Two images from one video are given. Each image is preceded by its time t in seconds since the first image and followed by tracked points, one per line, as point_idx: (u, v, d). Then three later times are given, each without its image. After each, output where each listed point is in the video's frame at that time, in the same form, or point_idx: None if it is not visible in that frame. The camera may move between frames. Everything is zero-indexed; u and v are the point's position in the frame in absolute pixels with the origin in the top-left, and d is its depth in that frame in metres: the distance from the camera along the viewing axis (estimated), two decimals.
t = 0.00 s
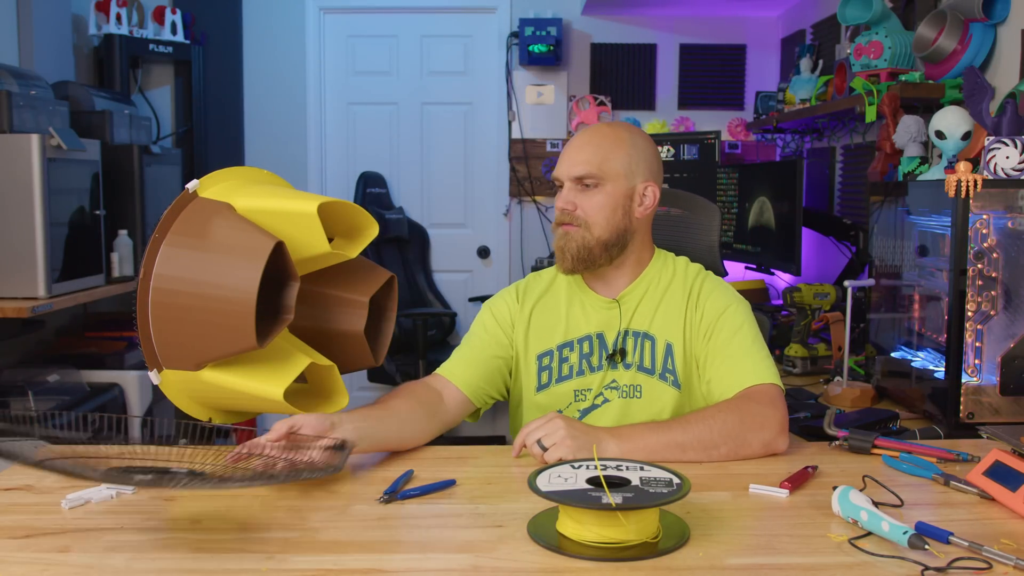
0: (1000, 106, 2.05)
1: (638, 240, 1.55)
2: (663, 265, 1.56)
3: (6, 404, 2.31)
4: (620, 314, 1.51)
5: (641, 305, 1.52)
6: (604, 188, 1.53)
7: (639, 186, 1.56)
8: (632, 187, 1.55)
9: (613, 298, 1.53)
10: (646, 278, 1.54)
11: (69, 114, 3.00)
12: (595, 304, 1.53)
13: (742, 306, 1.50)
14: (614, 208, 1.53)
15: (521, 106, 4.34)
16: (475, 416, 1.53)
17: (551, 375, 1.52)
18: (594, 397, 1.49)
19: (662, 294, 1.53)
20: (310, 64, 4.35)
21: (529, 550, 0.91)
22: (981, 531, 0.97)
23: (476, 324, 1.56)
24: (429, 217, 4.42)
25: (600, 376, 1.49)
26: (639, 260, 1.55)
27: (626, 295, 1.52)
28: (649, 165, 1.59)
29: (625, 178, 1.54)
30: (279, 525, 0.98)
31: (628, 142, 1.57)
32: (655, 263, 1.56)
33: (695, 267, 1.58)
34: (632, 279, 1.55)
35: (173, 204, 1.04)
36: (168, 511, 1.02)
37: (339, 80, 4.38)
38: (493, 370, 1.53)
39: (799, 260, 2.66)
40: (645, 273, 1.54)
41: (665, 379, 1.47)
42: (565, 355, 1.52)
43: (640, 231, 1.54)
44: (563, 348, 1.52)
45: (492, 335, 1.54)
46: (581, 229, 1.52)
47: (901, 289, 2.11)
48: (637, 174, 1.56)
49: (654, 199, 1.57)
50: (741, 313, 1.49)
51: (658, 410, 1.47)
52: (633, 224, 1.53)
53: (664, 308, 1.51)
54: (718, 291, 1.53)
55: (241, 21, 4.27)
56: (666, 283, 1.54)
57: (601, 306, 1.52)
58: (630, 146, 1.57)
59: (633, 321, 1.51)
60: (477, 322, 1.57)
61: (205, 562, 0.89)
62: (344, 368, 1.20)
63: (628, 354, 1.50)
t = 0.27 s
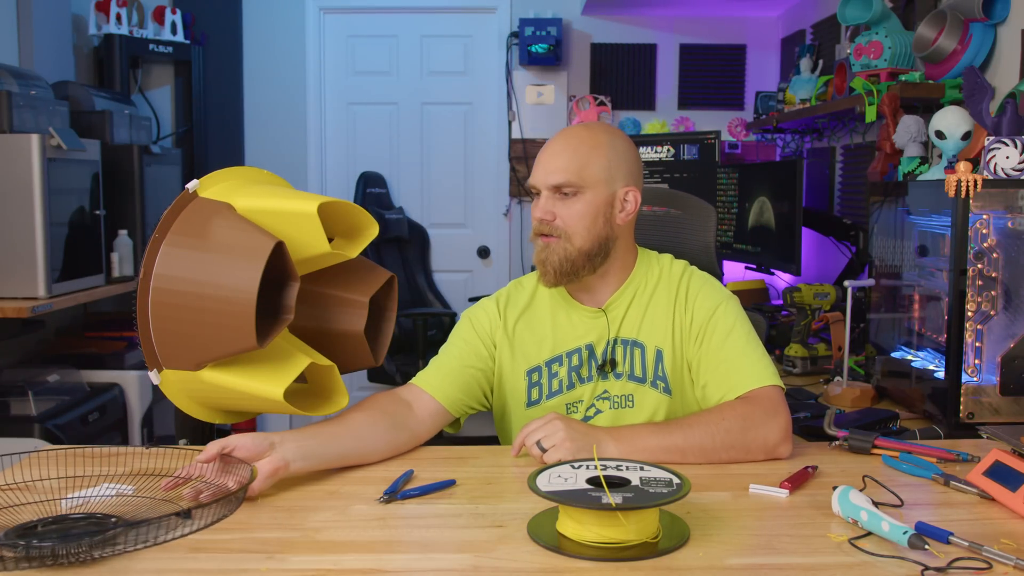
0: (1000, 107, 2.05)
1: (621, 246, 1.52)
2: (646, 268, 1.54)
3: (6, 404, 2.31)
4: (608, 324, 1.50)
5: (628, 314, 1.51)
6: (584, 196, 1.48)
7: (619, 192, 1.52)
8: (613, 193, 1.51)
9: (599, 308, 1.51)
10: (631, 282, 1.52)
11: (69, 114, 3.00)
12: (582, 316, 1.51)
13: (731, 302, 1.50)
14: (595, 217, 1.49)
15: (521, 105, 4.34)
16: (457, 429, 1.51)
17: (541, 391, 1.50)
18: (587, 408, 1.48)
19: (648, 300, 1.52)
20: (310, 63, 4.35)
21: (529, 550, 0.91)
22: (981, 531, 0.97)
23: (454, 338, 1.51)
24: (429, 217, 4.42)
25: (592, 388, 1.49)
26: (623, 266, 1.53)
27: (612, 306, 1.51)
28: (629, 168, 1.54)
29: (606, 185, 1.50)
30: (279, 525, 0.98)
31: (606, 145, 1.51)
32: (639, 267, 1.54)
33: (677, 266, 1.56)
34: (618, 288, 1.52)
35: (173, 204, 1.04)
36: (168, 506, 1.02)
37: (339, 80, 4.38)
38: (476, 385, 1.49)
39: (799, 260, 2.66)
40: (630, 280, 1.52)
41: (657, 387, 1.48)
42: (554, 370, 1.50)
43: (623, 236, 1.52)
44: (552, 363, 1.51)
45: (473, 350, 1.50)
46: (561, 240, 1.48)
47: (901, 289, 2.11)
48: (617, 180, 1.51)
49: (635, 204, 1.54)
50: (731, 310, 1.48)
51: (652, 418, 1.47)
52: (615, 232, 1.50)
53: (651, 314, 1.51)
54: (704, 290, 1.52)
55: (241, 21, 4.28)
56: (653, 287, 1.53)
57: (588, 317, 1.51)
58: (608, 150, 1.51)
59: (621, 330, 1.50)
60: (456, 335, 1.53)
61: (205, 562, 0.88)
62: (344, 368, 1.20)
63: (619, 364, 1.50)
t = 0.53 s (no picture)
0: (1000, 107, 2.05)
1: (615, 252, 1.52)
2: (641, 271, 1.55)
3: (6, 404, 2.31)
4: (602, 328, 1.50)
5: (623, 317, 1.51)
6: (575, 205, 1.48)
7: (611, 199, 1.51)
8: (605, 200, 1.50)
9: (593, 312, 1.51)
10: (627, 286, 1.52)
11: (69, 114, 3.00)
12: (576, 319, 1.51)
13: (728, 303, 1.50)
14: (587, 226, 1.48)
15: (521, 105, 4.34)
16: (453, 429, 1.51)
17: (536, 395, 1.51)
18: (583, 411, 1.49)
19: (643, 303, 1.52)
20: (310, 63, 4.35)
21: (529, 550, 0.91)
22: (981, 531, 0.97)
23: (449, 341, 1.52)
24: (429, 217, 4.42)
25: (587, 391, 1.49)
26: (617, 273, 1.53)
27: (607, 310, 1.51)
28: (621, 174, 1.53)
29: (597, 193, 1.49)
30: (279, 525, 0.98)
31: (599, 151, 1.50)
32: (634, 271, 1.54)
33: (672, 269, 1.56)
34: (613, 292, 1.52)
35: (173, 204, 1.04)
36: (170, 507, 1.02)
37: (339, 80, 4.38)
38: (473, 389, 1.49)
39: (799, 260, 2.66)
40: (625, 284, 1.52)
41: (652, 390, 1.48)
42: (549, 374, 1.50)
43: (616, 243, 1.51)
44: (548, 367, 1.51)
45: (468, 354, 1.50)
46: (555, 250, 1.47)
47: (901, 289, 2.11)
48: (609, 187, 1.50)
49: (628, 209, 1.53)
50: (727, 311, 1.48)
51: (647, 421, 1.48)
52: (607, 240, 1.49)
53: (646, 317, 1.51)
54: (699, 291, 1.52)
55: (241, 21, 4.28)
56: (647, 290, 1.53)
57: (583, 321, 1.51)
58: (601, 156, 1.50)
59: (616, 334, 1.50)
60: (450, 337, 1.53)
61: (205, 562, 0.88)
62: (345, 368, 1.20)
63: (614, 367, 1.50)
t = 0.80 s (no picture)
0: (1000, 107, 2.05)
1: (623, 247, 1.52)
2: (656, 266, 1.54)
3: (6, 404, 2.31)
4: (613, 321, 1.50)
5: (634, 311, 1.51)
6: (577, 201, 1.49)
7: (615, 195, 1.50)
8: (608, 197, 1.49)
9: (605, 304, 1.51)
10: (640, 281, 1.52)
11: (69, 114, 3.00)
12: (587, 311, 1.51)
13: (740, 302, 1.49)
14: (589, 222, 1.48)
15: (521, 105, 4.34)
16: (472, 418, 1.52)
17: (545, 384, 1.51)
18: (589, 403, 1.49)
19: (655, 298, 1.51)
20: (310, 64, 4.35)
21: (529, 550, 0.91)
22: (981, 531, 0.97)
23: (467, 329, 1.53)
24: (429, 217, 4.43)
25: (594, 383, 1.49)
26: (626, 267, 1.53)
27: (619, 302, 1.51)
28: (626, 171, 1.51)
29: (599, 189, 1.49)
30: (279, 525, 0.98)
31: (602, 149, 1.49)
32: (648, 266, 1.54)
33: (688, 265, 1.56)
34: (623, 284, 1.53)
35: (173, 203, 1.04)
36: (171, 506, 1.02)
37: (339, 80, 4.38)
38: (488, 377, 1.51)
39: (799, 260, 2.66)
40: (638, 277, 1.53)
41: (659, 385, 1.48)
42: (559, 363, 1.51)
43: (622, 239, 1.51)
44: (558, 357, 1.51)
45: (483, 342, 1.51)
46: (556, 244, 1.49)
47: (901, 289, 2.11)
48: (612, 183, 1.49)
49: (633, 206, 1.51)
50: (738, 311, 1.47)
51: (652, 415, 1.47)
52: (610, 236, 1.49)
53: (658, 312, 1.51)
54: (713, 289, 1.52)
55: (241, 21, 4.28)
56: (660, 285, 1.52)
57: (594, 313, 1.51)
58: (604, 154, 1.49)
59: (627, 327, 1.50)
60: (465, 327, 1.54)
61: (205, 562, 0.88)
62: (345, 368, 1.20)
63: (622, 360, 1.50)
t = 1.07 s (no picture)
0: (1000, 107, 2.05)
1: (648, 242, 1.55)
2: (670, 263, 1.55)
3: (6, 404, 2.31)
4: (619, 312, 1.52)
5: (641, 304, 1.52)
6: (614, 189, 1.53)
7: (651, 190, 1.55)
8: (644, 191, 1.54)
9: (614, 296, 1.54)
10: (654, 274, 1.54)
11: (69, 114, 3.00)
12: (597, 301, 1.54)
13: (750, 306, 1.47)
14: (622, 211, 1.53)
15: (521, 105, 4.34)
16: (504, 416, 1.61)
17: (552, 371, 1.54)
18: (591, 393, 1.50)
19: (663, 293, 1.52)
20: (310, 64, 4.35)
21: (529, 550, 0.91)
22: (981, 531, 0.97)
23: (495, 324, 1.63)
24: (429, 217, 4.42)
25: (598, 372, 1.50)
26: (647, 261, 1.56)
27: (627, 294, 1.52)
28: (665, 169, 1.56)
29: (637, 181, 1.53)
30: (279, 525, 0.98)
31: (645, 147, 1.55)
32: (664, 261, 1.56)
33: (707, 267, 1.56)
34: (639, 276, 1.56)
35: (174, 203, 1.04)
36: (170, 506, 1.02)
37: (339, 80, 4.38)
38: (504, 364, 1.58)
39: (799, 260, 2.66)
40: (653, 270, 1.54)
41: (662, 379, 1.47)
42: (566, 352, 1.54)
43: (650, 234, 1.54)
44: (566, 346, 1.54)
45: (502, 333, 1.61)
46: (587, 228, 1.53)
47: (901, 289, 2.11)
48: (650, 178, 1.54)
49: (667, 204, 1.55)
50: (745, 314, 1.45)
51: (653, 409, 1.47)
52: (640, 229, 1.53)
53: (664, 307, 1.51)
54: (727, 291, 1.50)
55: (241, 21, 4.28)
56: (670, 281, 1.53)
57: (602, 304, 1.54)
58: (646, 151, 1.55)
59: (633, 319, 1.51)
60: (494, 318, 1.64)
61: (204, 562, 0.88)
62: (345, 368, 1.20)
63: (627, 352, 1.50)
